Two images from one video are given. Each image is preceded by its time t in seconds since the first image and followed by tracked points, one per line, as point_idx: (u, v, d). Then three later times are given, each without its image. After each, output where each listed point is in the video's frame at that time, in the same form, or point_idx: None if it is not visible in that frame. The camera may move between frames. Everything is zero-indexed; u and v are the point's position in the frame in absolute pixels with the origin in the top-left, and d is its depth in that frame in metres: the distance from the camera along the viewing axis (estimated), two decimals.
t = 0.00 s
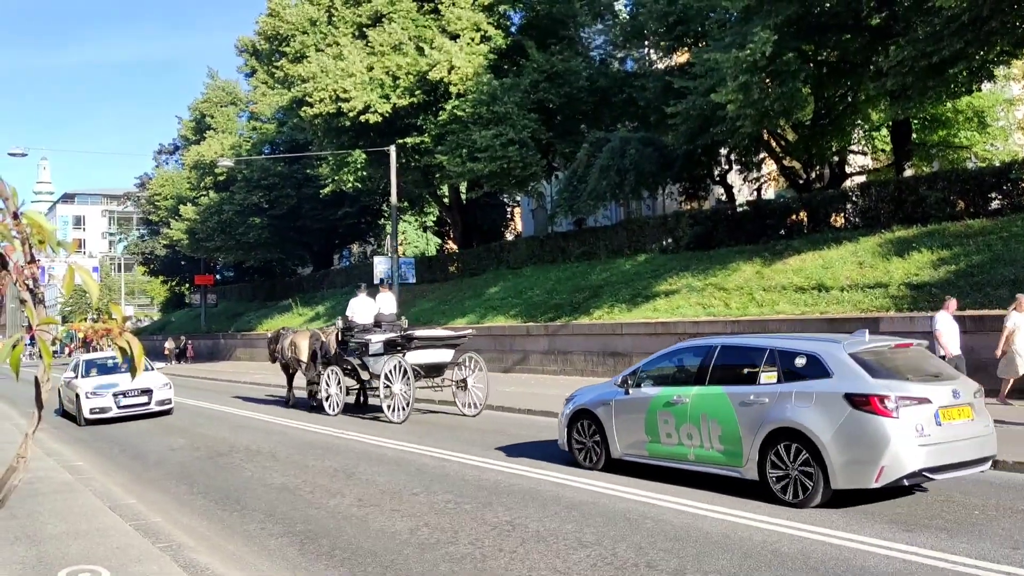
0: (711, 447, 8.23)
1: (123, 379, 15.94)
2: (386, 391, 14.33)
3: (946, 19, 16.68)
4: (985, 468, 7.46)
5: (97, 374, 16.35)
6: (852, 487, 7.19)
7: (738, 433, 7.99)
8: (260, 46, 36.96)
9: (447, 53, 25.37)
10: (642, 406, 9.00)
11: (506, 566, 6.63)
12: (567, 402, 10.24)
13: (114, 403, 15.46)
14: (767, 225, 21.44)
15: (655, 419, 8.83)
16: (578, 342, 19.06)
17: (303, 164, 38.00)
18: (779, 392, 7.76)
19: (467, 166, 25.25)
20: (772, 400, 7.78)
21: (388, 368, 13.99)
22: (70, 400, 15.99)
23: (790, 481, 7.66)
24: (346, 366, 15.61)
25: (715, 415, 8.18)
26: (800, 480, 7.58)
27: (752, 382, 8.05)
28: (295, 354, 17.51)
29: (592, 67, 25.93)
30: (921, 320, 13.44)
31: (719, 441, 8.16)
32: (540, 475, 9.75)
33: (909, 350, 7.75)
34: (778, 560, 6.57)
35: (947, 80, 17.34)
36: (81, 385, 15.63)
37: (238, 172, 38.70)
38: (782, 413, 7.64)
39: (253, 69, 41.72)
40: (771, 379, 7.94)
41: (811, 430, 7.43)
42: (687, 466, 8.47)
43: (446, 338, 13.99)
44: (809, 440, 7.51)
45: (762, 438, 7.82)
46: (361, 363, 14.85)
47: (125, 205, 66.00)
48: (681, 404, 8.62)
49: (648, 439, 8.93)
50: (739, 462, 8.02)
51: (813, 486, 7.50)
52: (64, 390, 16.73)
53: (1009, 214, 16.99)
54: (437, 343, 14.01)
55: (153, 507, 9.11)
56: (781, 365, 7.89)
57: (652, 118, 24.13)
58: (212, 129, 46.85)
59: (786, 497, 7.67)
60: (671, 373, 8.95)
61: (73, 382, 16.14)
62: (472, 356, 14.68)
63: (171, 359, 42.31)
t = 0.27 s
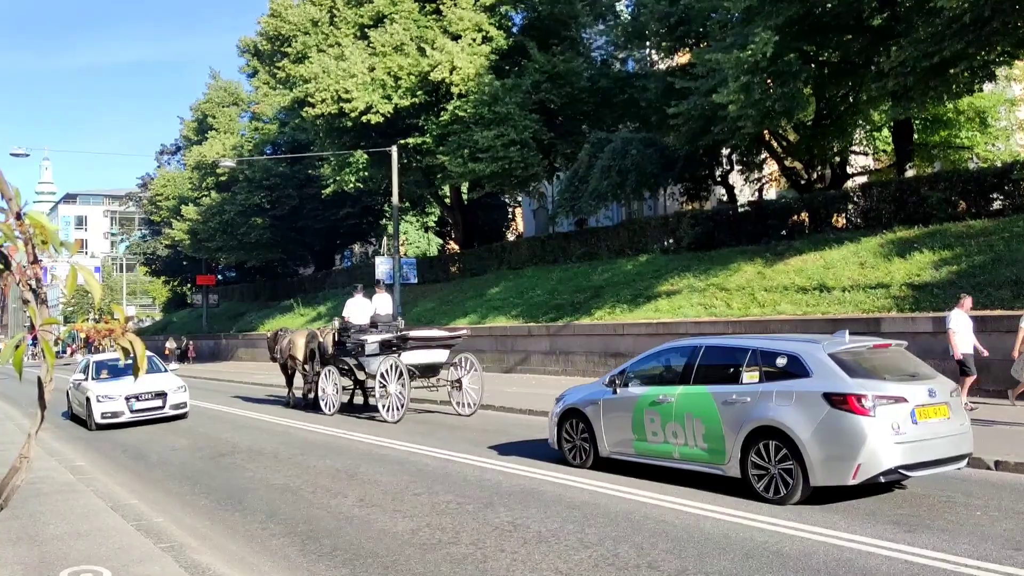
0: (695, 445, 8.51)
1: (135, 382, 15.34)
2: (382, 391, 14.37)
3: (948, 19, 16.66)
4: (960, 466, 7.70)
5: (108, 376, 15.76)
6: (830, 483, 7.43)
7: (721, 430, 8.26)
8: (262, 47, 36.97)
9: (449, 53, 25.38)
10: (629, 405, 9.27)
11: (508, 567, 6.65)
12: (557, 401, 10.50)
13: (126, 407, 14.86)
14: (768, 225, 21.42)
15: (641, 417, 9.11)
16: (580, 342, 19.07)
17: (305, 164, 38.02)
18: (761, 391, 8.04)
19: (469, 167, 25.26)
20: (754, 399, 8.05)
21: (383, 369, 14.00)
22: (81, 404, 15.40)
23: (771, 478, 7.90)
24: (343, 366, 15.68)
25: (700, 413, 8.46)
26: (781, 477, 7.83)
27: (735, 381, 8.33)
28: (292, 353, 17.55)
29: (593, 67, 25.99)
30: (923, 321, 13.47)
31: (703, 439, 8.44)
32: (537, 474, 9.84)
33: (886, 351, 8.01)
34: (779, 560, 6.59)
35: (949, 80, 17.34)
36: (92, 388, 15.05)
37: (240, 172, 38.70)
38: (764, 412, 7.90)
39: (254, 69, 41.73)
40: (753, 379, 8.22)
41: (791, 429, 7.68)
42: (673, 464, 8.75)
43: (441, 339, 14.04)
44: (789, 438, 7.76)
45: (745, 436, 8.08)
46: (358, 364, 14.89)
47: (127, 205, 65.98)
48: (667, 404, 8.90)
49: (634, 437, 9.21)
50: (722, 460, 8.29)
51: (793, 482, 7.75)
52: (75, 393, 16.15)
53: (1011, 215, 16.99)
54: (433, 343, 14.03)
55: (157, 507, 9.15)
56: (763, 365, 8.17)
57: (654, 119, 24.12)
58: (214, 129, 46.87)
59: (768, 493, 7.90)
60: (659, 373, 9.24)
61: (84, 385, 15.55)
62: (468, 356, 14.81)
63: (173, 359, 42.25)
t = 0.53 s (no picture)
0: (679, 443, 8.64)
1: (148, 384, 14.60)
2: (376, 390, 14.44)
3: (948, 19, 16.65)
4: (936, 464, 7.83)
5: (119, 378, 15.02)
6: (808, 480, 7.55)
7: (703, 429, 8.39)
8: (262, 47, 36.98)
9: (449, 54, 25.40)
10: (616, 404, 9.42)
11: (508, 567, 6.65)
12: (546, 400, 10.65)
13: (138, 411, 14.14)
14: (768, 225, 21.41)
15: (627, 416, 9.25)
16: (580, 342, 19.06)
17: (305, 164, 38.02)
18: (741, 390, 8.16)
19: (469, 167, 25.24)
20: (735, 398, 8.16)
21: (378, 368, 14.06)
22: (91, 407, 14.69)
23: (751, 475, 8.03)
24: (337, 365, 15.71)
25: (683, 412, 8.59)
26: (761, 475, 7.96)
27: (717, 380, 8.46)
28: (289, 351, 17.59)
29: (593, 68, 26.04)
30: (923, 321, 13.53)
31: (686, 438, 8.57)
32: (539, 474, 9.81)
33: (864, 351, 8.12)
34: (780, 560, 6.60)
35: (949, 80, 17.36)
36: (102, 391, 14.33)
37: (240, 172, 38.70)
38: (744, 411, 8.01)
39: (255, 69, 41.72)
40: (734, 379, 8.34)
41: (770, 427, 7.79)
42: (657, 461, 8.89)
43: (434, 339, 14.06)
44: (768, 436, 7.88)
45: (726, 434, 8.20)
46: (352, 363, 14.93)
47: (126, 205, 65.93)
48: (651, 403, 9.04)
49: (620, 435, 9.36)
50: (704, 457, 8.43)
51: (773, 479, 7.88)
52: (84, 395, 15.43)
53: (1011, 215, 16.99)
54: (425, 344, 13.99)
55: (158, 507, 9.14)
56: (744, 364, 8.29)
57: (654, 119, 24.11)
58: (214, 129, 46.88)
59: (748, 490, 8.04)
60: (645, 373, 9.38)
61: (94, 387, 14.81)
62: (461, 356, 14.79)
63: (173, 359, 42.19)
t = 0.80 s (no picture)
0: (661, 440, 8.79)
1: (160, 386, 13.87)
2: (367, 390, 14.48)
3: (947, 19, 16.64)
4: (911, 460, 7.97)
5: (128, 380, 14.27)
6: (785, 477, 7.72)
7: (685, 426, 8.55)
8: (260, 46, 36.92)
9: (447, 52, 25.36)
10: (601, 402, 9.57)
11: (507, 566, 6.64)
12: (534, 399, 10.79)
13: (149, 413, 13.40)
14: (767, 225, 21.38)
15: (612, 414, 9.40)
16: (578, 342, 19.06)
17: (303, 164, 37.99)
18: (721, 388, 8.32)
19: (467, 166, 25.20)
20: (715, 397, 8.33)
21: (370, 367, 14.12)
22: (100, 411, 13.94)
23: (731, 471, 8.21)
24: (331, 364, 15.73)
25: (666, 410, 8.74)
26: (740, 471, 8.13)
27: (698, 379, 8.61)
28: (284, 352, 17.55)
29: (591, 67, 25.99)
30: (921, 320, 13.53)
31: (668, 435, 8.72)
32: (542, 475, 9.74)
33: (841, 350, 8.27)
34: (779, 560, 6.60)
35: (947, 79, 17.37)
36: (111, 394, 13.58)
37: (238, 172, 38.65)
38: (724, 409, 8.18)
39: (252, 68, 41.67)
40: (715, 377, 8.50)
41: (749, 424, 7.95)
42: (641, 459, 9.03)
43: (426, 338, 14.10)
44: (747, 434, 8.05)
45: (707, 430, 8.38)
46: (345, 362, 14.96)
47: (124, 205, 65.84)
48: (635, 401, 9.19)
49: (605, 433, 9.50)
50: (686, 454, 8.58)
51: (751, 476, 8.05)
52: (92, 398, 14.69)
53: (1009, 214, 16.99)
54: (418, 344, 14.12)
55: (156, 507, 9.12)
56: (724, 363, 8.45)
57: (653, 118, 24.10)
58: (212, 128, 46.84)
59: (727, 486, 8.22)
60: (630, 372, 9.53)
61: (103, 390, 14.06)
62: (453, 355, 14.97)
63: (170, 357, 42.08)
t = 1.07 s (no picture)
0: (642, 436, 8.93)
1: (172, 387, 13.00)
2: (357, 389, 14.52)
3: (942, 18, 16.67)
4: (884, 455, 8.14)
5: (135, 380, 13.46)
6: (760, 472, 7.89)
7: (664, 422, 8.69)
8: (256, 44, 36.89)
9: (443, 51, 25.35)
10: (584, 399, 9.71)
11: (503, 565, 6.64)
12: (520, 396, 10.92)
13: (161, 417, 12.53)
14: (762, 223, 21.38)
15: (594, 411, 9.54)
16: (573, 341, 19.07)
17: (299, 162, 37.96)
18: (699, 385, 8.46)
19: (463, 164, 25.17)
20: (693, 393, 8.47)
21: (361, 366, 14.12)
22: (107, 414, 13.12)
23: (709, 467, 8.37)
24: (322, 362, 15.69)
25: (646, 407, 8.88)
26: (717, 466, 8.29)
27: (677, 376, 8.75)
28: (277, 350, 17.52)
29: (588, 66, 26.31)
30: (917, 319, 13.56)
31: (648, 431, 8.86)
32: (542, 473, 9.70)
33: (816, 348, 8.43)
34: (774, 558, 6.61)
35: (942, 78, 17.43)
36: (120, 397, 12.74)
37: (234, 170, 38.60)
38: (702, 406, 8.33)
39: (248, 66, 41.63)
40: (693, 374, 8.63)
41: (725, 421, 8.11)
42: (622, 455, 9.17)
43: (416, 337, 14.15)
44: (724, 430, 8.21)
45: (686, 425, 8.52)
46: (336, 361, 14.94)
47: (120, 203, 65.72)
48: (617, 398, 9.33)
49: (588, 430, 9.64)
50: (666, 450, 8.72)
51: (728, 471, 8.21)
52: (98, 399, 13.89)
53: (1005, 213, 17.02)
54: (409, 341, 14.22)
55: (151, 505, 9.09)
56: (703, 360, 8.59)
57: (649, 116, 24.10)
58: (207, 126, 46.79)
59: (705, 482, 8.38)
60: (612, 370, 9.67)
61: (110, 391, 13.23)
62: (442, 353, 15.08)
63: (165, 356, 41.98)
